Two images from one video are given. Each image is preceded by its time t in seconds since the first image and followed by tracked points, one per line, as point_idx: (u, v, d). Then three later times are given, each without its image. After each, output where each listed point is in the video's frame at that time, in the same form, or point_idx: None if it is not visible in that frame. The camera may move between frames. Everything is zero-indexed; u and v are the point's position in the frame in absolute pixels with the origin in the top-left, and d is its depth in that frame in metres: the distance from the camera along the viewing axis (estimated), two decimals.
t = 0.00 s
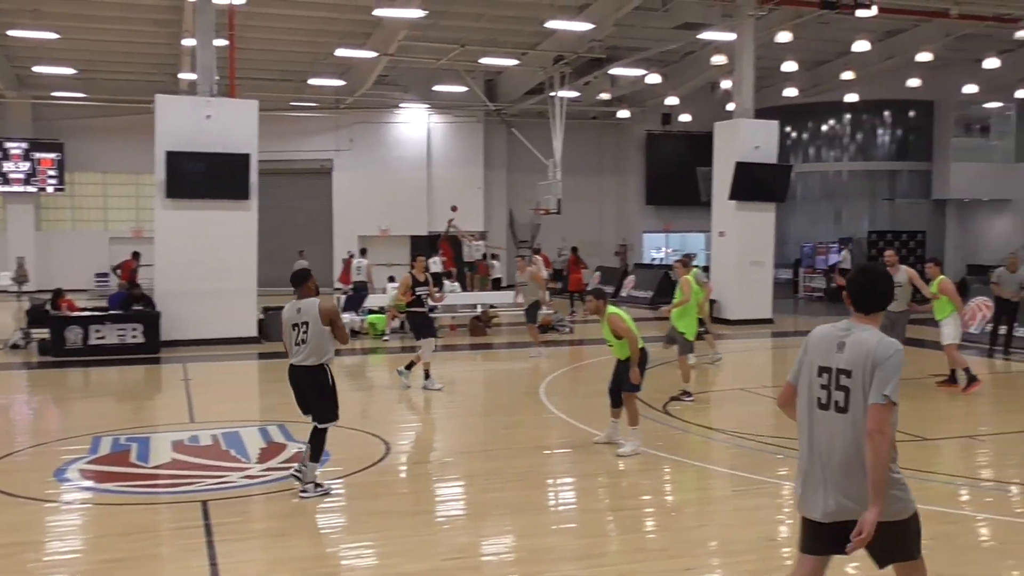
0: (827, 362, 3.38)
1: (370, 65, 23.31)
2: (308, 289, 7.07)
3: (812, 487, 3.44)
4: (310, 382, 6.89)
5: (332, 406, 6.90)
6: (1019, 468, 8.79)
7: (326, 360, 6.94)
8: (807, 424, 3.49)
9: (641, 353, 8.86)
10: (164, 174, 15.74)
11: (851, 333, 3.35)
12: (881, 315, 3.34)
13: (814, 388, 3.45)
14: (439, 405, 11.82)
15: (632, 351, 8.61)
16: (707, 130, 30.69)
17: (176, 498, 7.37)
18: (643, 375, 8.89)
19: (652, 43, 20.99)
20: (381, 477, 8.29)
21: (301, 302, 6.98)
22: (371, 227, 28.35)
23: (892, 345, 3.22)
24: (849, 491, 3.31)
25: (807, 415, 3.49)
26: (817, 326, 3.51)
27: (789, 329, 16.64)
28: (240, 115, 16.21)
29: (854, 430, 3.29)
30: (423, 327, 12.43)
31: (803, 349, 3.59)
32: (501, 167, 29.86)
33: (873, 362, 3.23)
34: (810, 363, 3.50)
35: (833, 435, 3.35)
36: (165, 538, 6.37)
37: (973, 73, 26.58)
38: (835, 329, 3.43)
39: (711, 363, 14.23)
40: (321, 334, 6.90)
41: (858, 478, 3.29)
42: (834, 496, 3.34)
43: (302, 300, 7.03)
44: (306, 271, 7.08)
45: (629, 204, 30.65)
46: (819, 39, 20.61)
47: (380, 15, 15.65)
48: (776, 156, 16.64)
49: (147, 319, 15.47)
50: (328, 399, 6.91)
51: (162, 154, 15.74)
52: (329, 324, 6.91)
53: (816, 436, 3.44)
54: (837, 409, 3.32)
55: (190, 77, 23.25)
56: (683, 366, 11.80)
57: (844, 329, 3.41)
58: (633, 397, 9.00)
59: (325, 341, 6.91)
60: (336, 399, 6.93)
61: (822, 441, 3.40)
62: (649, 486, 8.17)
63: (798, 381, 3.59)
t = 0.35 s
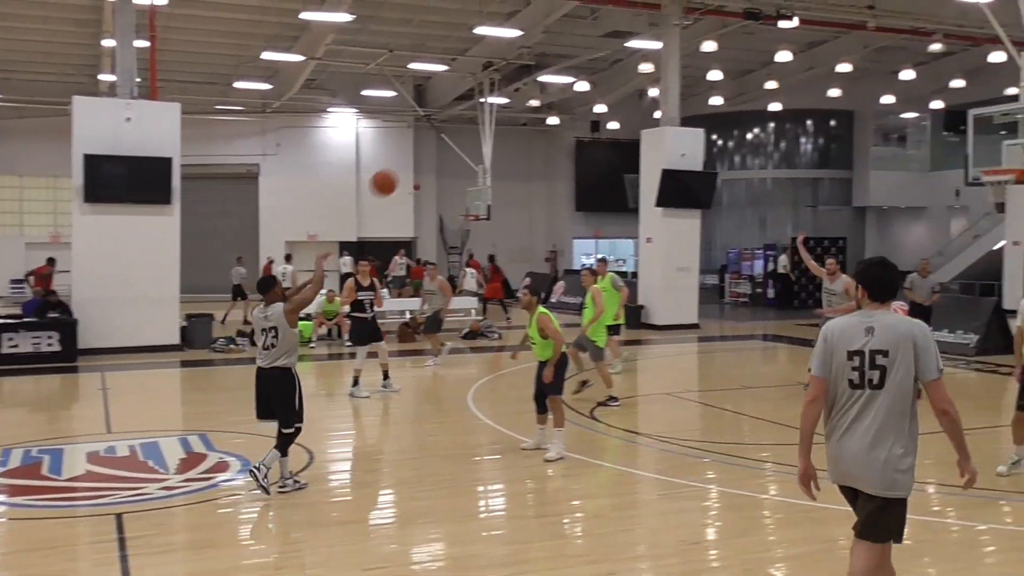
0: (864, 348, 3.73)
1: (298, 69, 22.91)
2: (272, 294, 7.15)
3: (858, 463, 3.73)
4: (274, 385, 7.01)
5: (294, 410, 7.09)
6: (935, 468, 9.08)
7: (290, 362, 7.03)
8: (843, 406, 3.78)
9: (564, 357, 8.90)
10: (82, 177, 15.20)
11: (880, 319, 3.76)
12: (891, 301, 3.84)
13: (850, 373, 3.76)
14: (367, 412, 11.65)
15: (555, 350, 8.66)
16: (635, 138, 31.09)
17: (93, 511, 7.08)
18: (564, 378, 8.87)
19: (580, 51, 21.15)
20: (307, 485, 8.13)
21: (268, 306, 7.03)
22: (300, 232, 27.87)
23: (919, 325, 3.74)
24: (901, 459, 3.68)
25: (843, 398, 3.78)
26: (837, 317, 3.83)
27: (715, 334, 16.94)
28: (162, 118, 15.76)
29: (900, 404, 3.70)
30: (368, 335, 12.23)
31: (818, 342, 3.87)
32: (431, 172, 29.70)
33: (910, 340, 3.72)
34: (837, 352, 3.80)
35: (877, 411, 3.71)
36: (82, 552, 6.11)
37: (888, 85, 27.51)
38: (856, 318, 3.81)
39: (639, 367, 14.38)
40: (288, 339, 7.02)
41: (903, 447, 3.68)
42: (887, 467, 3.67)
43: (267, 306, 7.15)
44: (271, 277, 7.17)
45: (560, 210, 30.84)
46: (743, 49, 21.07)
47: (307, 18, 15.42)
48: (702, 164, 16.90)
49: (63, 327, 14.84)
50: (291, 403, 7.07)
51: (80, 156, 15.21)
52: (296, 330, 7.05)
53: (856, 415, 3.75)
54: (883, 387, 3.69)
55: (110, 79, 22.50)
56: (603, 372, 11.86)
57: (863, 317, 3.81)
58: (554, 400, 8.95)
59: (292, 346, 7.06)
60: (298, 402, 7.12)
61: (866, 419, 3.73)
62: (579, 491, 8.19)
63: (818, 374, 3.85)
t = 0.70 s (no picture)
0: (860, 341, 4.18)
1: (230, 74, 22.47)
2: (250, 300, 7.16)
3: (860, 447, 4.15)
4: (237, 389, 7.04)
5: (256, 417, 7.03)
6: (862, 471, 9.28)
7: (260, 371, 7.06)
8: (846, 396, 4.22)
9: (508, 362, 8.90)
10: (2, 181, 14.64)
11: (874, 314, 4.21)
12: (886, 299, 4.28)
13: (850, 365, 4.21)
14: (301, 421, 11.44)
15: (496, 355, 8.69)
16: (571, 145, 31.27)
17: (9, 526, 6.78)
18: (503, 384, 8.88)
19: (516, 59, 21.20)
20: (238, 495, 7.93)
21: (242, 311, 7.12)
22: (231, 239, 27.33)
23: (911, 319, 4.18)
24: (899, 441, 4.10)
25: (845, 387, 4.23)
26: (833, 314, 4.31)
27: (650, 340, 17.10)
28: (88, 121, 15.28)
29: (893, 391, 4.12)
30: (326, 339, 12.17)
31: (821, 338, 4.35)
32: (366, 178, 29.43)
33: (904, 332, 4.14)
34: (838, 345, 4.27)
35: (876, 397, 4.14)
36: (3, 568, 5.87)
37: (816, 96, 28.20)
38: (853, 315, 4.27)
39: (575, 373, 14.43)
40: (250, 345, 6.98)
41: (901, 430, 4.09)
42: (887, 448, 4.09)
43: (244, 311, 7.13)
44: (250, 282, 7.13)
45: (496, 217, 30.85)
46: (676, 59, 21.36)
47: (238, 21, 15.13)
48: (635, 171, 17.04)
49: None
50: (254, 410, 7.03)
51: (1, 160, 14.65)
52: (255, 336, 6.96)
53: (858, 402, 4.19)
54: (879, 375, 4.13)
55: (33, 81, 21.75)
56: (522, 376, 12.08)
57: (859, 314, 4.27)
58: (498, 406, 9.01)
59: (253, 353, 6.98)
60: (263, 410, 7.03)
61: (866, 405, 4.17)
62: (516, 498, 8.14)
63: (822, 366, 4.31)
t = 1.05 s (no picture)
0: (848, 355, 4.76)
1: (158, 77, 21.92)
2: (218, 306, 7.65)
3: (844, 449, 4.73)
4: (210, 392, 7.42)
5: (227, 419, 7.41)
6: (791, 476, 9.45)
7: (229, 374, 7.48)
8: (833, 402, 4.80)
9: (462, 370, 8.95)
10: None
11: (863, 333, 4.79)
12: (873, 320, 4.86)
13: (839, 376, 4.78)
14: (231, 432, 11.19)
15: (445, 366, 8.74)
16: (506, 154, 31.32)
17: None
18: (456, 391, 8.91)
19: (451, 67, 21.16)
20: (166, 509, 7.72)
21: (209, 317, 7.59)
22: (159, 247, 26.67)
23: (894, 338, 4.75)
24: (876, 443, 4.70)
25: (833, 395, 4.80)
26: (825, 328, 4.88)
27: (585, 348, 17.19)
28: (8, 124, 14.75)
29: (875, 401, 4.70)
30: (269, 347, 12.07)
31: (813, 350, 4.92)
32: (298, 186, 29.15)
33: (888, 351, 4.73)
34: (829, 356, 4.84)
35: (861, 405, 4.73)
36: None
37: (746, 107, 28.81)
38: (844, 331, 4.85)
39: (511, 381, 14.42)
40: (222, 349, 7.45)
41: (879, 436, 4.69)
42: (867, 451, 4.68)
43: (213, 318, 7.59)
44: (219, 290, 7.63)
45: (431, 225, 30.71)
46: (608, 69, 21.57)
47: (166, 25, 14.81)
48: (570, 181, 17.13)
49: None
50: (223, 410, 7.41)
51: None
52: (227, 339, 7.46)
53: (843, 409, 4.76)
54: (863, 386, 4.71)
55: None
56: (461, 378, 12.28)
57: (850, 332, 4.85)
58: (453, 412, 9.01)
59: (225, 356, 7.45)
60: (231, 410, 7.42)
61: (850, 412, 4.75)
62: (450, 507, 8.08)
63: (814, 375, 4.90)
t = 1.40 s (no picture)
0: (802, 345, 5.30)
1: (70, 79, 21.18)
2: (163, 314, 7.85)
3: (800, 430, 5.26)
4: (159, 396, 7.62)
5: (176, 420, 7.64)
6: (711, 481, 9.61)
7: (177, 379, 7.67)
8: (789, 388, 5.32)
9: (400, 377, 8.85)
10: None
11: (809, 325, 5.37)
12: (810, 312, 5.46)
13: (792, 363, 5.30)
14: (145, 443, 10.82)
15: (378, 373, 8.69)
16: (430, 162, 31.19)
17: None
18: (394, 399, 8.80)
19: (375, 73, 20.99)
20: (77, 524, 7.43)
21: (155, 324, 7.78)
22: (72, 254, 25.79)
23: (833, 327, 5.41)
24: (827, 422, 5.29)
25: (787, 381, 5.32)
26: (777, 322, 5.38)
27: (510, 356, 17.21)
28: None
29: (823, 383, 5.32)
30: (196, 349, 11.50)
31: (766, 341, 5.39)
32: (219, 192, 28.47)
33: (831, 338, 5.37)
34: (781, 347, 5.34)
35: (811, 388, 5.31)
36: None
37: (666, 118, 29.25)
38: (791, 323, 5.38)
39: (435, 389, 14.33)
40: (167, 354, 7.62)
41: (828, 415, 5.30)
42: (823, 429, 5.27)
43: (159, 325, 7.76)
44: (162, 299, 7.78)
45: (353, 232, 30.40)
46: (531, 78, 21.69)
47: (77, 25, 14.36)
48: (493, 189, 17.14)
49: None
50: (172, 412, 7.64)
51: None
52: (175, 345, 7.62)
53: (798, 393, 5.30)
54: (815, 371, 5.29)
55: None
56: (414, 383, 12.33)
57: (795, 323, 5.40)
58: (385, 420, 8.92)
59: (172, 361, 7.63)
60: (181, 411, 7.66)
61: (804, 395, 5.30)
62: (372, 517, 7.98)
63: (769, 364, 5.36)
